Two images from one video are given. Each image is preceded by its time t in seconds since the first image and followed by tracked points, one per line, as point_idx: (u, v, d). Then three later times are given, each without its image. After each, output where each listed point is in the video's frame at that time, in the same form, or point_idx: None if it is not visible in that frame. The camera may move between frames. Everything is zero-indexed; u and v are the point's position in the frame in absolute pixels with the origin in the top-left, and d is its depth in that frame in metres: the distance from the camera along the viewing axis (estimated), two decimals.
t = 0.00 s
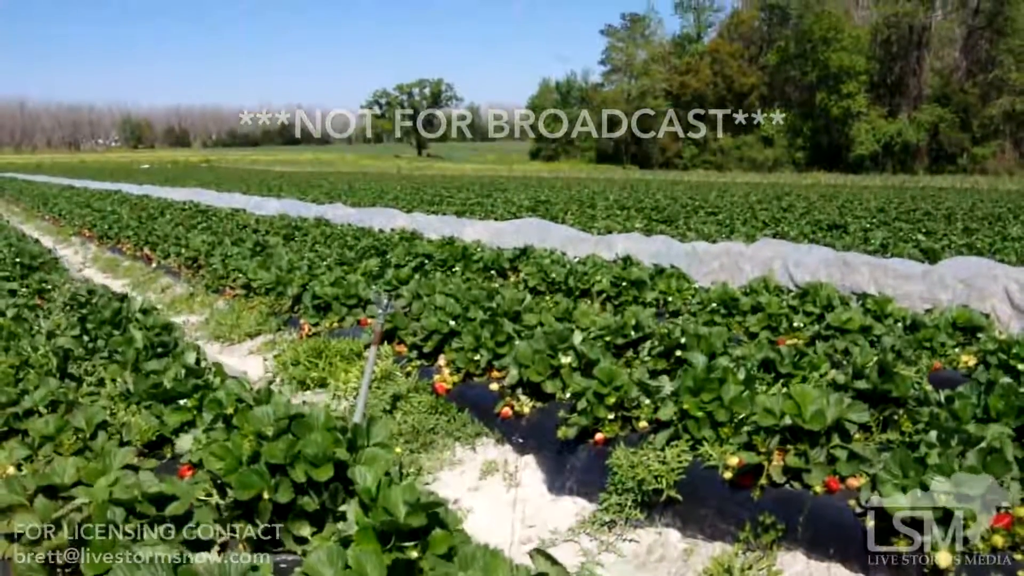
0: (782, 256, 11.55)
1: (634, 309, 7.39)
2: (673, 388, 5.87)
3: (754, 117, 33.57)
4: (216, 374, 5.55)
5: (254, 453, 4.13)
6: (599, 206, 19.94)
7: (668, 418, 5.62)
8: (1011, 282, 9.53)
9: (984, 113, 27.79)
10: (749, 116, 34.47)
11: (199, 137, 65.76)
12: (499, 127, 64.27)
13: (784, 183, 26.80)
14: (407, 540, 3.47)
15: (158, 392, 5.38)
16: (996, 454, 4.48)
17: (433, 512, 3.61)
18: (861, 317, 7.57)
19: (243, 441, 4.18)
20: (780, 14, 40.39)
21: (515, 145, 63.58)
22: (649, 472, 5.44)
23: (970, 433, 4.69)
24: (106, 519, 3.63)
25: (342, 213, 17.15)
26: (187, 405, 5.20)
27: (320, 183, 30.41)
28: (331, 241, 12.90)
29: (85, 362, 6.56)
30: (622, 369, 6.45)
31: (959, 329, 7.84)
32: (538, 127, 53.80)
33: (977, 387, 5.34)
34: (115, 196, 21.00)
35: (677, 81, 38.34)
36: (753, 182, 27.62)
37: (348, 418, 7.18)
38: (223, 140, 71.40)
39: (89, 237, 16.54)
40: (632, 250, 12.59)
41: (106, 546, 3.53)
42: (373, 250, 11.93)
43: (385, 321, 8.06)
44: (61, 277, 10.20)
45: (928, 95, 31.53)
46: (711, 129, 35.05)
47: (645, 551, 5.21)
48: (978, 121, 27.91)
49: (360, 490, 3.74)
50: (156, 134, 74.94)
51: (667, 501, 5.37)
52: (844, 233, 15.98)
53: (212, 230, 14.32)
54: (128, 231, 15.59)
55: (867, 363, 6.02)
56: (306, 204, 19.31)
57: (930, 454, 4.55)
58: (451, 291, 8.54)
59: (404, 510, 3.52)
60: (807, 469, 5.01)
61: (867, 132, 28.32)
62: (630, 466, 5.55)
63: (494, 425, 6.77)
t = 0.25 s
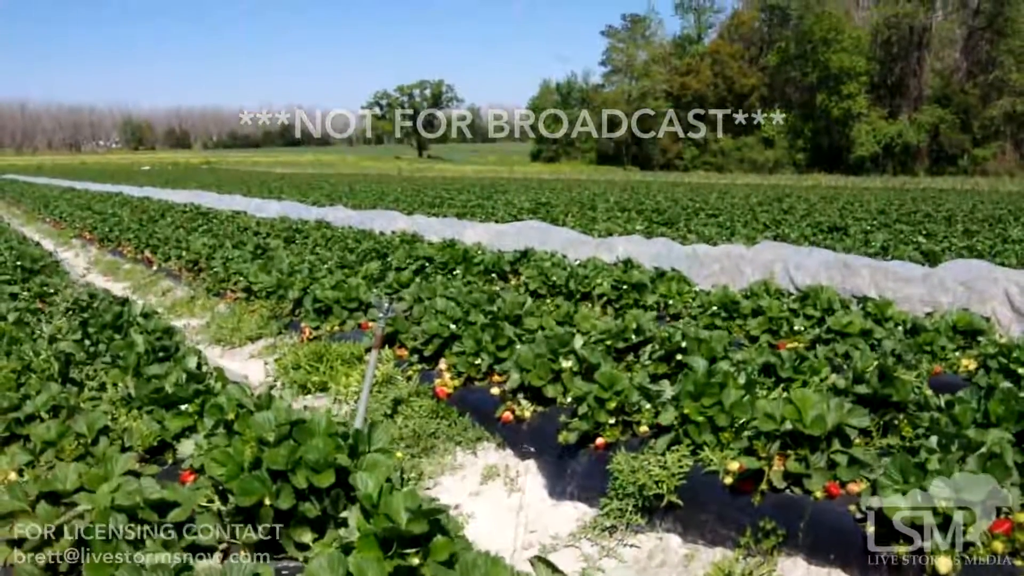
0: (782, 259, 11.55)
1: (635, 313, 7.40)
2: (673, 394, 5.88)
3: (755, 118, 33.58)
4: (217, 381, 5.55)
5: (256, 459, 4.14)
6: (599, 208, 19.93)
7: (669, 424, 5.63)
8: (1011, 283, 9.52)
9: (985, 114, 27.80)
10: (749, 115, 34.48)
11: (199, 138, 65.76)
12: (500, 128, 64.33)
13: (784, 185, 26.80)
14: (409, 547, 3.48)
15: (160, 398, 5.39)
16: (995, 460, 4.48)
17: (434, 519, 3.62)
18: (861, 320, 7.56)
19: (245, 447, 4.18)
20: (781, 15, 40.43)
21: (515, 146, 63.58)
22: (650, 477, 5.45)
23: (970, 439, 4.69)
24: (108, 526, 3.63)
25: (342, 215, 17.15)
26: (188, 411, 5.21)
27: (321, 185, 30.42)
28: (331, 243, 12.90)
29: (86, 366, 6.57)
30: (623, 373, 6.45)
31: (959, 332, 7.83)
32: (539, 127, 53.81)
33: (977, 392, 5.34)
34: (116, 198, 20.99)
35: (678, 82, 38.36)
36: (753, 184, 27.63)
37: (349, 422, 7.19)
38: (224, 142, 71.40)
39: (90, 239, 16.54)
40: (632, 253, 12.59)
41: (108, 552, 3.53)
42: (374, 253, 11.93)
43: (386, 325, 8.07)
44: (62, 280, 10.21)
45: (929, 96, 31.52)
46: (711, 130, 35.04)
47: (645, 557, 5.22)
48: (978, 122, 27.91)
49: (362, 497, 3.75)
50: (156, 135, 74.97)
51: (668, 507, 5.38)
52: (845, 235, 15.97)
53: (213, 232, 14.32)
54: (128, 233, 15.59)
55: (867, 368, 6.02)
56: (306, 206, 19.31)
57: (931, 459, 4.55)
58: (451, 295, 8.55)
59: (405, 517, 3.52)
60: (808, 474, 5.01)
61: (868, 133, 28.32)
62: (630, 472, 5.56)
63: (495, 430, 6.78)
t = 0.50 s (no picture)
0: (782, 260, 11.54)
1: (636, 315, 7.40)
2: (675, 397, 5.88)
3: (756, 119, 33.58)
4: (218, 385, 5.55)
5: (257, 463, 4.14)
6: (601, 209, 19.93)
7: (670, 427, 5.63)
8: (1012, 284, 9.38)
9: (985, 114, 27.80)
10: (750, 115, 34.48)
11: (200, 138, 65.79)
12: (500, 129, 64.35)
13: (785, 186, 26.81)
14: (410, 551, 3.48)
15: (161, 401, 5.39)
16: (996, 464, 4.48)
17: (435, 522, 3.62)
18: (862, 322, 7.56)
19: (246, 451, 4.19)
20: (782, 16, 40.43)
21: (516, 147, 63.62)
22: (651, 480, 5.45)
23: (971, 442, 4.70)
24: (110, 530, 3.64)
25: (343, 217, 17.16)
26: (190, 414, 5.21)
27: (322, 186, 30.41)
28: (332, 245, 12.90)
29: (87, 369, 6.57)
30: (624, 375, 6.45)
31: (960, 334, 7.83)
32: (540, 128, 53.84)
33: (978, 395, 5.35)
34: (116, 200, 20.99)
35: (679, 83, 38.37)
36: (754, 185, 27.63)
37: (350, 425, 7.20)
38: (224, 143, 71.42)
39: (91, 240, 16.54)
40: (633, 254, 12.58)
41: (109, 556, 3.54)
42: (375, 255, 11.93)
43: (387, 327, 8.08)
44: (63, 282, 10.21)
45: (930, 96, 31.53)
46: (712, 130, 35.04)
47: (646, 560, 5.21)
48: (979, 122, 27.93)
49: (362, 501, 3.75)
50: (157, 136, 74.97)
51: (669, 510, 5.37)
52: (846, 236, 15.97)
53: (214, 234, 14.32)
54: (129, 235, 15.58)
55: (868, 370, 6.02)
56: (307, 207, 19.32)
57: (932, 463, 4.56)
58: (453, 297, 8.55)
59: (406, 521, 3.52)
60: (809, 477, 5.01)
61: (869, 134, 28.33)
62: (631, 474, 5.56)
63: (496, 432, 6.78)
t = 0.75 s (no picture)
0: (783, 261, 11.54)
1: (636, 316, 7.40)
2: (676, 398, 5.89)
3: (756, 119, 33.60)
4: (219, 386, 5.55)
5: (258, 466, 4.14)
6: (602, 209, 19.95)
7: (671, 428, 5.63)
8: (1013, 285, 9.38)
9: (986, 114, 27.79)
10: (750, 115, 34.49)
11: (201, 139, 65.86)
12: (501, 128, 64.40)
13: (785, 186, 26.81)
14: (411, 553, 3.49)
15: (162, 403, 5.39)
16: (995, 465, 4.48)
17: (436, 524, 3.63)
18: (863, 323, 7.56)
19: (247, 454, 4.19)
20: (783, 15, 40.46)
21: (516, 146, 63.60)
22: (652, 482, 5.45)
23: (971, 443, 4.70)
24: (112, 532, 3.64)
25: (345, 217, 17.15)
26: (191, 415, 5.21)
27: (323, 186, 30.44)
28: (333, 246, 12.91)
29: (89, 371, 6.58)
30: (624, 376, 6.46)
31: (961, 334, 7.82)
32: (540, 128, 53.89)
33: (979, 396, 5.35)
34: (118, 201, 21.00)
35: (679, 83, 38.40)
36: (755, 185, 27.63)
37: (351, 426, 7.20)
38: (225, 142, 71.45)
39: (92, 242, 16.55)
40: (633, 255, 12.59)
41: (110, 558, 3.54)
42: (376, 255, 11.94)
43: (389, 328, 8.08)
44: (64, 283, 10.21)
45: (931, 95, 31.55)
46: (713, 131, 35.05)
47: (647, 562, 5.21)
48: (979, 122, 27.95)
49: (363, 503, 3.75)
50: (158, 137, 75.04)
51: (670, 511, 5.37)
52: (847, 236, 15.98)
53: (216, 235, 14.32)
54: (130, 237, 15.59)
55: (869, 371, 6.02)
56: (308, 208, 19.33)
57: (932, 465, 4.57)
58: (453, 298, 8.55)
59: (407, 523, 3.52)
60: (809, 478, 5.01)
61: (869, 134, 28.35)
62: (632, 476, 5.56)
63: (497, 433, 6.78)
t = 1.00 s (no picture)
0: (783, 261, 11.54)
1: (637, 317, 7.40)
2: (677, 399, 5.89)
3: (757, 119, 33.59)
4: (220, 388, 5.55)
5: (259, 467, 4.14)
6: (602, 209, 19.94)
7: (672, 429, 5.64)
8: (1014, 284, 9.38)
9: (986, 114, 27.78)
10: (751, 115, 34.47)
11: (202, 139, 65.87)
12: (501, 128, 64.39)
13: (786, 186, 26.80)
14: (412, 554, 3.49)
15: (163, 404, 5.39)
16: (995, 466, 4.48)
17: (437, 525, 3.63)
18: (864, 323, 7.55)
19: (248, 455, 4.19)
20: (783, 15, 40.44)
21: (516, 146, 63.56)
22: (653, 482, 5.45)
23: (972, 444, 4.70)
24: (113, 533, 3.64)
25: (345, 217, 17.14)
26: (192, 416, 5.22)
27: (323, 187, 30.44)
28: (334, 246, 12.91)
29: (90, 372, 6.58)
30: (625, 377, 6.46)
31: (961, 334, 7.81)
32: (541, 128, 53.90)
33: (979, 397, 5.35)
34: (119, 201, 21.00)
35: (680, 83, 38.39)
36: (756, 185, 27.63)
37: (352, 427, 7.20)
38: (226, 143, 71.43)
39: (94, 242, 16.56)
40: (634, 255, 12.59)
41: (112, 559, 3.54)
42: (377, 255, 11.93)
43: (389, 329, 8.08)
44: (65, 284, 10.21)
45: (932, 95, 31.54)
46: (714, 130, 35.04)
47: (648, 563, 5.22)
48: (980, 122, 27.95)
49: (363, 505, 3.75)
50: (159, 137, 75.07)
51: (671, 512, 5.38)
52: (847, 236, 15.97)
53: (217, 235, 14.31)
54: (131, 237, 15.59)
55: (869, 372, 6.02)
56: (309, 208, 19.32)
57: (933, 466, 4.57)
58: (454, 299, 8.55)
59: (408, 524, 3.52)
60: (810, 479, 5.01)
61: (870, 133, 28.35)
62: (633, 477, 5.56)
63: (498, 434, 6.78)
